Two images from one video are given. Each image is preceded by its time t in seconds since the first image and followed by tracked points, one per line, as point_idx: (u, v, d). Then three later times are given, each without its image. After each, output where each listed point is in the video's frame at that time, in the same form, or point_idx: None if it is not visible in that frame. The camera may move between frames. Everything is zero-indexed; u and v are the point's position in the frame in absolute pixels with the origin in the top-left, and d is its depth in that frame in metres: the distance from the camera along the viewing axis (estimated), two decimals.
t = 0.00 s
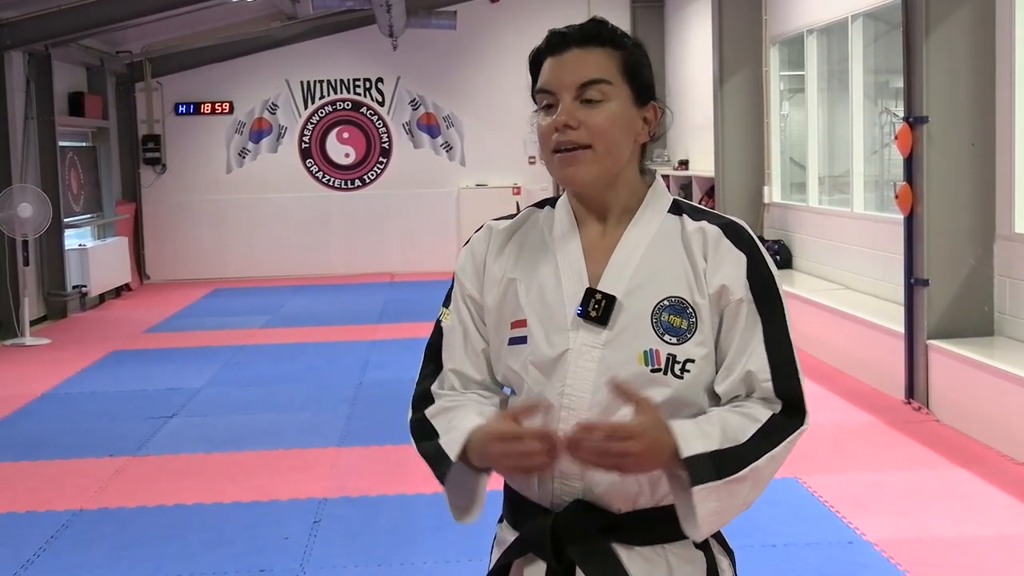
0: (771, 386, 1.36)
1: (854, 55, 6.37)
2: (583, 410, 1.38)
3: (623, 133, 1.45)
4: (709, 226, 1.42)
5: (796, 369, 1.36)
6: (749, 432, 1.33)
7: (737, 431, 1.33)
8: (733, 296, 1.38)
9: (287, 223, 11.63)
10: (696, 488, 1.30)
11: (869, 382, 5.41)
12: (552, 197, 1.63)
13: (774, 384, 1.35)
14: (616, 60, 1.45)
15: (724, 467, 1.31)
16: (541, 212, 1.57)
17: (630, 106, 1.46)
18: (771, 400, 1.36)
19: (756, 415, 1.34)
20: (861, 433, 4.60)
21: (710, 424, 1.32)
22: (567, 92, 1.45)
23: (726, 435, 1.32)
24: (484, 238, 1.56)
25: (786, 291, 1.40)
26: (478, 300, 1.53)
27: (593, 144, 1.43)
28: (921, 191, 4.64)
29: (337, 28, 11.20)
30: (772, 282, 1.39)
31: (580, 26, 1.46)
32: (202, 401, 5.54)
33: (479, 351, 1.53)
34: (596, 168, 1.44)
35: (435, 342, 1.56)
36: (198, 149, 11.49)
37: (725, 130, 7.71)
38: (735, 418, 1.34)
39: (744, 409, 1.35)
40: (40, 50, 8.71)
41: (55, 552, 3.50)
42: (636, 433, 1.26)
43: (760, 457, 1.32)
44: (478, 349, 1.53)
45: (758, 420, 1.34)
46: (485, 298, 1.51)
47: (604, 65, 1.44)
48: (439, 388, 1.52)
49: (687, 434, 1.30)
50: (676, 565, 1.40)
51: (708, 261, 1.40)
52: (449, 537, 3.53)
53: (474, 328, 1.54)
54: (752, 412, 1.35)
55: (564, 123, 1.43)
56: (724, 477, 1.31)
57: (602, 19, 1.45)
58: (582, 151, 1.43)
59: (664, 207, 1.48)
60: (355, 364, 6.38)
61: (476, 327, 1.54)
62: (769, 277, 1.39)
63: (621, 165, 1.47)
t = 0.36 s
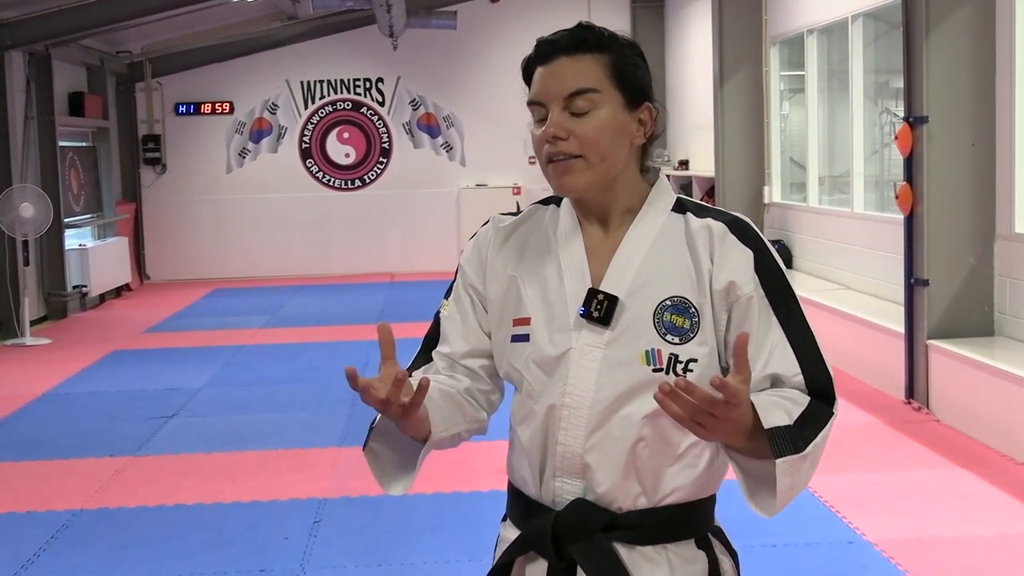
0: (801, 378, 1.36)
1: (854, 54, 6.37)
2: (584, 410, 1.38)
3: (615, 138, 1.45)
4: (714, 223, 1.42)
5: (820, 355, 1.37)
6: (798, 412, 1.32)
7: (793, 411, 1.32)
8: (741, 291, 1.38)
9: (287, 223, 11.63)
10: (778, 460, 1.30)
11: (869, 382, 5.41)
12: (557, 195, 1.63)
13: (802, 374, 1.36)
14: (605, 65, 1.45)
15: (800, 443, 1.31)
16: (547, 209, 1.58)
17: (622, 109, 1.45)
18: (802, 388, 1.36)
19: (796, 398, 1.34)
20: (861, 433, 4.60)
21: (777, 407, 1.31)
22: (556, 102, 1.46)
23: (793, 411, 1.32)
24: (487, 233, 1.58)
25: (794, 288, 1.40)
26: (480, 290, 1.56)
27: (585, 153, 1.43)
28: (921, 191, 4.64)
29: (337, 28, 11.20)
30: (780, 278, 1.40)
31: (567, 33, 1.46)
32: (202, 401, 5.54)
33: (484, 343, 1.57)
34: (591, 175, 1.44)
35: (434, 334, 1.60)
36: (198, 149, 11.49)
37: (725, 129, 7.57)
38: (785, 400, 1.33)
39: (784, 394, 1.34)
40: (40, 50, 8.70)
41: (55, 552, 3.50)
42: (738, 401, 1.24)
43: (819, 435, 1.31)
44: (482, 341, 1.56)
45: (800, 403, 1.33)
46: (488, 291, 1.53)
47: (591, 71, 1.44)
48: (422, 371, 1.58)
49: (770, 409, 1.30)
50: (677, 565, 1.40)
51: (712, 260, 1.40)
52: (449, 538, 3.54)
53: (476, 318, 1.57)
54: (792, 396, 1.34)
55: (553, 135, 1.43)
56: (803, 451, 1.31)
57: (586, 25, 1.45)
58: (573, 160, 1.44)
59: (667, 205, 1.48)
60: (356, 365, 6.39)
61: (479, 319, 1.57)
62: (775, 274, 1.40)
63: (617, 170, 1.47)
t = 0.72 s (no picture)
0: (798, 375, 1.36)
1: (854, 54, 6.37)
2: (584, 411, 1.38)
3: (618, 138, 1.45)
4: (713, 223, 1.42)
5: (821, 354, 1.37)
6: (791, 412, 1.32)
7: (779, 413, 1.32)
8: (741, 290, 1.38)
9: (287, 223, 11.63)
10: (756, 464, 1.29)
11: (869, 382, 5.41)
12: (556, 195, 1.63)
13: (800, 371, 1.36)
14: (607, 64, 1.45)
15: (779, 444, 1.30)
16: (544, 210, 1.58)
17: (623, 109, 1.46)
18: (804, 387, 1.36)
19: (792, 398, 1.34)
20: (861, 433, 4.60)
21: (759, 409, 1.31)
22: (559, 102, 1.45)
23: (779, 414, 1.32)
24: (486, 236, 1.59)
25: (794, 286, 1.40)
26: (480, 293, 1.56)
27: (589, 154, 1.43)
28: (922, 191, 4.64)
29: (336, 28, 11.20)
30: (782, 277, 1.39)
31: (567, 32, 1.46)
32: (202, 401, 5.54)
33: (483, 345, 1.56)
34: (595, 176, 1.45)
35: (433, 338, 1.59)
36: (198, 150, 11.49)
37: (725, 129, 7.65)
38: (775, 401, 1.33)
39: (779, 394, 1.35)
40: (40, 49, 8.69)
41: (55, 552, 3.50)
42: (705, 401, 1.25)
43: (808, 434, 1.31)
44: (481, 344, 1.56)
45: (795, 402, 1.33)
46: (489, 295, 1.52)
47: (595, 71, 1.44)
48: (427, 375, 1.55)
49: (745, 410, 1.29)
50: (679, 565, 1.41)
51: (712, 261, 1.40)
52: (450, 538, 3.53)
53: (475, 320, 1.57)
54: (788, 395, 1.34)
55: (559, 135, 1.43)
56: (782, 451, 1.30)
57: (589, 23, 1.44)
58: (579, 161, 1.44)
59: (667, 206, 1.47)
60: (356, 365, 6.39)
61: (480, 323, 1.57)
62: (775, 274, 1.39)
63: (620, 169, 1.47)
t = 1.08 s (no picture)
0: (751, 385, 1.36)
1: (854, 54, 6.37)
2: (579, 415, 1.38)
3: (625, 134, 1.46)
4: (704, 226, 1.43)
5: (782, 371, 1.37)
6: (719, 442, 1.34)
7: (706, 444, 1.34)
8: (727, 294, 1.38)
9: (287, 223, 11.63)
10: (655, 505, 1.31)
11: (869, 382, 5.41)
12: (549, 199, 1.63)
13: (753, 382, 1.36)
14: (618, 59, 1.46)
15: (681, 483, 1.32)
16: (539, 213, 1.57)
17: (631, 106, 1.47)
18: (751, 404, 1.37)
19: (729, 423, 1.35)
20: (861, 434, 4.59)
21: (671, 441, 1.35)
22: (572, 92, 1.45)
23: (687, 449, 1.34)
24: (482, 239, 1.56)
25: (781, 288, 1.40)
26: (478, 301, 1.53)
27: (599, 144, 1.43)
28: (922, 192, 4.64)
29: (336, 28, 11.20)
30: (767, 279, 1.39)
31: (581, 26, 1.46)
32: (203, 401, 5.54)
33: (483, 352, 1.53)
34: (602, 169, 1.45)
35: (438, 345, 1.55)
36: (198, 150, 11.49)
37: (725, 130, 7.72)
38: (705, 429, 1.35)
39: (718, 418, 1.36)
40: (40, 49, 8.69)
41: (55, 552, 3.50)
42: (580, 460, 1.29)
43: (728, 465, 1.33)
44: (481, 349, 1.53)
45: (730, 428, 1.35)
46: (485, 299, 1.51)
47: (608, 64, 1.44)
48: (453, 388, 1.51)
49: (644, 453, 1.32)
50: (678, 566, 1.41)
51: (703, 262, 1.41)
52: (450, 538, 3.53)
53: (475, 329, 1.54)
54: (727, 419, 1.36)
55: (571, 123, 1.43)
56: (683, 491, 1.32)
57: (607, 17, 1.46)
58: (590, 150, 1.43)
59: (660, 206, 1.49)
60: (355, 365, 6.39)
61: (478, 330, 1.53)
62: (765, 276, 1.40)
63: (623, 168, 1.48)
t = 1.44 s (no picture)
0: (748, 386, 1.36)
1: (854, 54, 6.37)
2: (575, 416, 1.38)
3: (621, 137, 1.46)
4: (699, 229, 1.43)
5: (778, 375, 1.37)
6: (717, 444, 1.34)
7: (705, 445, 1.34)
8: (722, 297, 1.38)
9: (287, 223, 11.63)
10: (654, 508, 1.31)
11: (869, 382, 5.41)
12: (542, 202, 1.63)
13: (750, 383, 1.36)
14: (615, 62, 1.46)
15: (680, 486, 1.32)
16: (533, 216, 1.57)
17: (628, 109, 1.47)
18: (750, 405, 1.36)
19: (728, 425, 1.35)
20: (861, 434, 4.59)
21: (669, 443, 1.34)
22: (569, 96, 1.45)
23: (685, 452, 1.34)
24: (476, 243, 1.55)
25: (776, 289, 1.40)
26: (472, 304, 1.53)
27: (596, 148, 1.43)
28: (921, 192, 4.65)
29: (336, 28, 11.20)
30: (763, 282, 1.40)
31: (579, 28, 1.46)
32: (203, 401, 5.55)
33: (477, 355, 1.53)
34: (599, 172, 1.45)
35: (433, 349, 1.54)
36: (198, 150, 11.49)
37: (725, 130, 7.75)
38: (704, 430, 1.35)
39: (717, 419, 1.36)
40: (40, 49, 8.69)
41: (55, 552, 3.50)
42: (579, 469, 1.29)
43: (727, 468, 1.33)
44: (476, 353, 1.52)
45: (728, 430, 1.35)
46: (480, 303, 1.50)
47: (605, 67, 1.44)
48: (449, 392, 1.51)
49: (642, 457, 1.33)
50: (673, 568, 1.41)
51: (697, 264, 1.41)
52: (449, 538, 3.53)
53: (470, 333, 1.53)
54: (725, 421, 1.36)
55: (569, 127, 1.43)
56: (682, 494, 1.32)
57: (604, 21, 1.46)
58: (586, 155, 1.43)
59: (654, 208, 1.48)
60: (355, 365, 6.39)
61: (472, 333, 1.53)
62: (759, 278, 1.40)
63: (618, 171, 1.48)
